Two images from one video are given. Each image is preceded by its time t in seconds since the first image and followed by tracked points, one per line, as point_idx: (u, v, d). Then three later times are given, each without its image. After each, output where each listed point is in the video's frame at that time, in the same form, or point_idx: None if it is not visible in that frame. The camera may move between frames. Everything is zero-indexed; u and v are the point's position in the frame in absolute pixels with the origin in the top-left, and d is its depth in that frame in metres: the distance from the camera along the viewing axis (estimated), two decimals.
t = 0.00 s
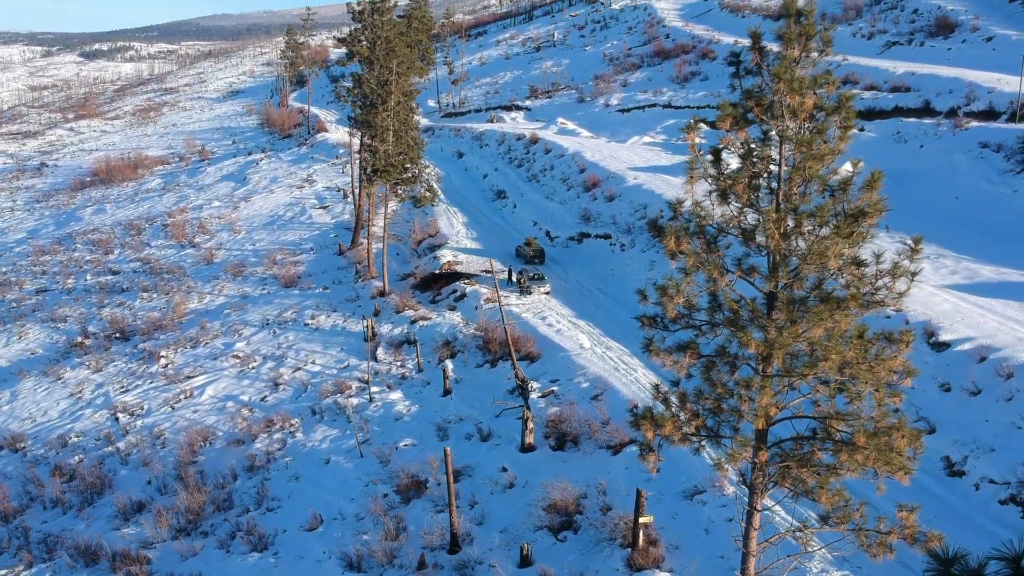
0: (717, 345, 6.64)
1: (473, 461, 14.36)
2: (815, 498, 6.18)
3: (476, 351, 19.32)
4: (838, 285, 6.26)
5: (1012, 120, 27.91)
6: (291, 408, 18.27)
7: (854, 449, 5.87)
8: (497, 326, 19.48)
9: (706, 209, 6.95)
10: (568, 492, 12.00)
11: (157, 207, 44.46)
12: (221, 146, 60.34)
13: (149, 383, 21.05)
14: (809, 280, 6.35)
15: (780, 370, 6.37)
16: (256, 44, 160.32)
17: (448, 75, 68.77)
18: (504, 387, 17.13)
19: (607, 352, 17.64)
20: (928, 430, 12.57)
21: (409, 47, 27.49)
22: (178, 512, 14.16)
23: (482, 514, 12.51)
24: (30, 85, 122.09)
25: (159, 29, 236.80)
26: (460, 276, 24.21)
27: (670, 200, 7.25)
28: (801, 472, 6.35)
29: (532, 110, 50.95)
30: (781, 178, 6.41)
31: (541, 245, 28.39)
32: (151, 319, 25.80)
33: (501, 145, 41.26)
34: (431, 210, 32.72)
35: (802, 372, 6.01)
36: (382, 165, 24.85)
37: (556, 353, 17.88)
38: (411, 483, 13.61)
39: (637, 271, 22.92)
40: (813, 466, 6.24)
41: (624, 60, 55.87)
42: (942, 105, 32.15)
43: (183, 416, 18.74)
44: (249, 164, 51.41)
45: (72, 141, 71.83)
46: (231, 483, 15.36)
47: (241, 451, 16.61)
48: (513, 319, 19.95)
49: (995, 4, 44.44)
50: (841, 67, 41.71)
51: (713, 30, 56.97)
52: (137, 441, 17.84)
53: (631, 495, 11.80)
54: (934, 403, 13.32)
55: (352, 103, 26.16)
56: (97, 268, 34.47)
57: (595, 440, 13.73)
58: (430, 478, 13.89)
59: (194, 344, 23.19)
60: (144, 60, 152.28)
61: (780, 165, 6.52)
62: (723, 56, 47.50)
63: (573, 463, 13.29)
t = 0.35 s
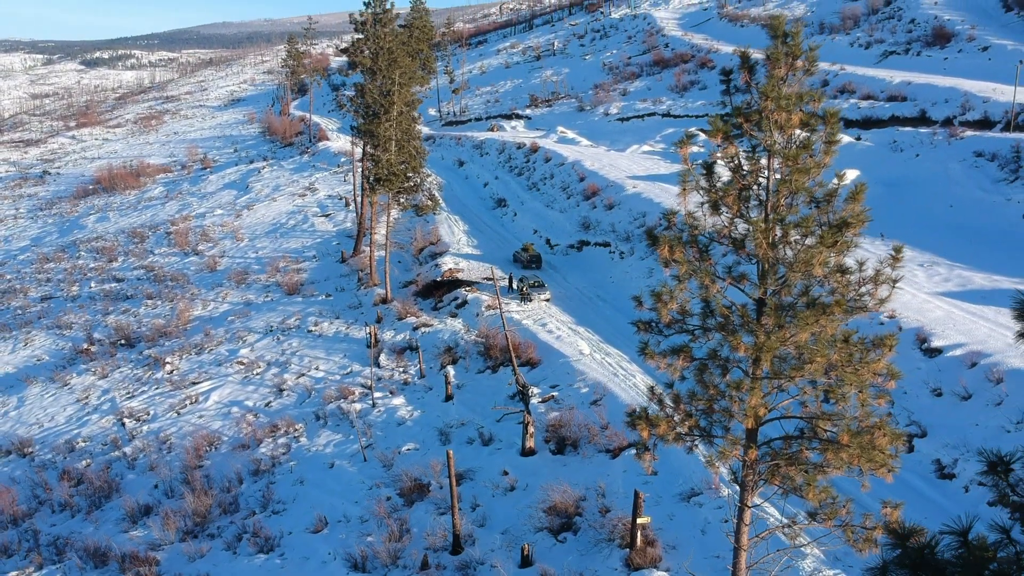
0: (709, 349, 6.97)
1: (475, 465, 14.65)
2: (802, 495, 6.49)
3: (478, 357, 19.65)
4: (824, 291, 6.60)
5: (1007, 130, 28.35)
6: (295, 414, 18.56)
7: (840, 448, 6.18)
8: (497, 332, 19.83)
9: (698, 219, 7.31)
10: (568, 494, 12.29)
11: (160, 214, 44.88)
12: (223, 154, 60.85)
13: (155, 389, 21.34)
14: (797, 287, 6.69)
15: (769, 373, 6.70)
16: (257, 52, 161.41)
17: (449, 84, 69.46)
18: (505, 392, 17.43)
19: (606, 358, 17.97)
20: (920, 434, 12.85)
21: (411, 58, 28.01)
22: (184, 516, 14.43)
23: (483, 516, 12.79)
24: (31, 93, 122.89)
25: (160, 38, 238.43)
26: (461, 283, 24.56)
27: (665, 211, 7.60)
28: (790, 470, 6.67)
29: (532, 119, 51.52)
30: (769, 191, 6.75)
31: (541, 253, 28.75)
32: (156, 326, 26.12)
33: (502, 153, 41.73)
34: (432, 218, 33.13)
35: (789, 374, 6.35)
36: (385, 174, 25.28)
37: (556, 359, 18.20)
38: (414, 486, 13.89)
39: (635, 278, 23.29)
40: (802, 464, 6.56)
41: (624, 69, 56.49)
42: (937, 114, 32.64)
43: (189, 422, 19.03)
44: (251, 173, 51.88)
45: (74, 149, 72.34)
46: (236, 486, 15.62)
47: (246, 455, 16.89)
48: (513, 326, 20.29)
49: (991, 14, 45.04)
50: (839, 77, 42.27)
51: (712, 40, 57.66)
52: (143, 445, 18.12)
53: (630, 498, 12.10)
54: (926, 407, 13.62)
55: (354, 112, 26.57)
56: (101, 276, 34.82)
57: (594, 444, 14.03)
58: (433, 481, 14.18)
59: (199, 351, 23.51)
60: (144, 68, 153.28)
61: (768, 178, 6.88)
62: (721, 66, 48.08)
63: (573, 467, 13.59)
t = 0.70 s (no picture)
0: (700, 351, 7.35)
1: (477, 468, 14.99)
2: (790, 491, 6.85)
3: (479, 363, 20.01)
4: (810, 297, 6.96)
5: (1001, 139, 28.79)
6: (300, 419, 18.89)
7: (825, 446, 6.57)
8: (499, 338, 20.23)
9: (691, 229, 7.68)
10: (568, 496, 12.60)
11: (163, 222, 45.33)
12: (225, 162, 61.37)
13: (161, 395, 21.67)
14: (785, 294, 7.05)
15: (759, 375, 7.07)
16: (258, 59, 162.69)
17: (450, 93, 70.20)
18: (506, 397, 17.77)
19: (605, 364, 18.33)
20: (911, 438, 13.16)
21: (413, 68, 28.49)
22: (192, 518, 14.73)
23: (485, 517, 13.11)
24: (32, 101, 123.73)
25: (161, 46, 239.87)
26: (463, 290, 24.96)
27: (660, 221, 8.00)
28: (778, 470, 7.03)
29: (532, 127, 52.12)
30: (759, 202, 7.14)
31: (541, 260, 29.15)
32: (161, 333, 26.48)
33: (502, 162, 42.23)
34: (434, 226, 33.58)
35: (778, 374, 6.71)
36: (388, 183, 25.69)
37: (557, 364, 18.55)
38: (418, 488, 14.22)
39: (633, 285, 23.67)
40: (789, 462, 6.92)
41: (623, 78, 57.13)
42: (933, 123, 33.13)
43: (195, 427, 19.35)
44: (253, 181, 52.36)
45: (76, 157, 72.87)
46: (243, 490, 15.93)
47: (252, 459, 17.22)
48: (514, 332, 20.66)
49: (986, 24, 45.65)
50: (836, 87, 42.91)
51: (711, 49, 58.37)
52: (151, 450, 18.45)
53: (629, 499, 12.42)
54: (918, 411, 13.94)
55: (357, 123, 27.02)
56: (106, 283, 35.20)
57: (593, 448, 14.36)
58: (436, 484, 14.49)
59: (204, 357, 23.87)
60: (145, 76, 154.25)
61: (757, 190, 7.23)
62: (720, 75, 48.67)
63: (573, 470, 13.92)
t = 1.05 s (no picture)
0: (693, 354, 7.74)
1: (479, 471, 15.32)
2: (779, 487, 7.23)
3: (481, 367, 20.36)
4: (797, 303, 7.34)
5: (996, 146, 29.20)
6: (305, 422, 19.22)
7: (813, 445, 6.95)
8: (500, 344, 20.59)
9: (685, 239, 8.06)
10: (568, 497, 12.92)
11: (167, 229, 45.75)
12: (227, 169, 61.89)
13: (168, 399, 22.00)
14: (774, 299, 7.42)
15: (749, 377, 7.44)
16: (259, 66, 163.85)
17: (451, 100, 70.85)
18: (507, 401, 18.11)
19: (604, 368, 18.68)
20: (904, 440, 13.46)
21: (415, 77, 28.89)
22: (199, 519, 15.03)
23: (487, 518, 13.44)
24: (34, 108, 124.64)
25: (162, 53, 241.39)
26: (465, 296, 25.34)
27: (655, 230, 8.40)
28: (768, 467, 7.42)
29: (533, 135, 52.67)
30: (748, 213, 7.52)
31: (542, 267, 29.53)
32: (167, 338, 26.83)
33: (503, 169, 42.70)
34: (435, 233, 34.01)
35: (767, 376, 7.08)
36: (390, 191, 26.10)
37: (557, 369, 18.91)
38: (421, 490, 14.54)
39: (632, 291, 24.01)
40: (779, 460, 7.30)
41: (623, 86, 57.74)
42: (929, 131, 33.59)
43: (201, 431, 19.67)
44: (256, 188, 52.82)
45: (79, 164, 73.38)
46: (249, 492, 16.23)
47: (258, 462, 17.53)
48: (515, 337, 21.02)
49: (983, 33, 46.16)
50: (833, 95, 43.46)
51: (710, 57, 59.00)
52: (158, 453, 18.76)
53: (627, 500, 12.73)
54: (910, 415, 14.26)
55: (361, 131, 27.44)
56: (110, 289, 35.56)
57: (593, 450, 14.70)
58: (439, 486, 14.80)
59: (209, 362, 24.22)
60: (145, 83, 155.21)
61: (747, 201, 7.62)
62: (719, 82, 49.21)
63: (573, 471, 14.24)
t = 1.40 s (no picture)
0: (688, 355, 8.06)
1: (480, 472, 15.62)
2: (771, 484, 7.55)
3: (482, 371, 20.68)
4: (787, 307, 7.68)
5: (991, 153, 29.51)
6: (309, 425, 19.52)
7: (802, 442, 7.28)
8: (501, 347, 20.91)
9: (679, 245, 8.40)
10: (568, 497, 13.23)
11: (169, 234, 46.12)
12: (228, 175, 62.32)
13: (173, 403, 22.29)
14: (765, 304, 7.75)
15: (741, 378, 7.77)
16: (259, 71, 164.77)
17: (451, 106, 71.38)
18: (508, 404, 18.43)
19: (603, 371, 18.99)
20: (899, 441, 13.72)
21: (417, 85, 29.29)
22: (206, 520, 15.31)
23: (489, 518, 13.73)
24: (34, 113, 125.35)
25: (162, 58, 242.62)
26: (466, 301, 25.69)
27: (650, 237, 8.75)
28: (760, 464, 7.74)
29: (533, 141, 53.16)
30: (740, 221, 7.85)
31: (542, 272, 29.87)
32: (171, 342, 27.14)
33: (504, 174, 43.11)
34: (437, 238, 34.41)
35: (759, 376, 7.41)
36: (393, 197, 26.50)
37: (557, 373, 19.23)
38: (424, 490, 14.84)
39: (631, 296, 24.34)
40: (770, 457, 7.63)
41: (622, 92, 58.25)
42: (925, 137, 33.90)
43: (206, 433, 19.96)
44: (258, 193, 53.22)
45: (81, 169, 73.84)
46: (255, 493, 16.52)
47: (263, 464, 17.82)
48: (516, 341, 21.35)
49: (979, 39, 46.54)
50: (831, 101, 43.91)
51: (709, 63, 59.52)
52: (164, 455, 19.04)
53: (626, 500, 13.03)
54: (904, 417, 14.53)
55: (364, 138, 27.82)
56: (114, 294, 35.90)
57: (592, 452, 15.01)
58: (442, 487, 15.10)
59: (214, 366, 24.53)
60: (146, 88, 156.09)
61: (739, 209, 7.96)
62: (718, 88, 49.67)
63: (573, 472, 14.55)
